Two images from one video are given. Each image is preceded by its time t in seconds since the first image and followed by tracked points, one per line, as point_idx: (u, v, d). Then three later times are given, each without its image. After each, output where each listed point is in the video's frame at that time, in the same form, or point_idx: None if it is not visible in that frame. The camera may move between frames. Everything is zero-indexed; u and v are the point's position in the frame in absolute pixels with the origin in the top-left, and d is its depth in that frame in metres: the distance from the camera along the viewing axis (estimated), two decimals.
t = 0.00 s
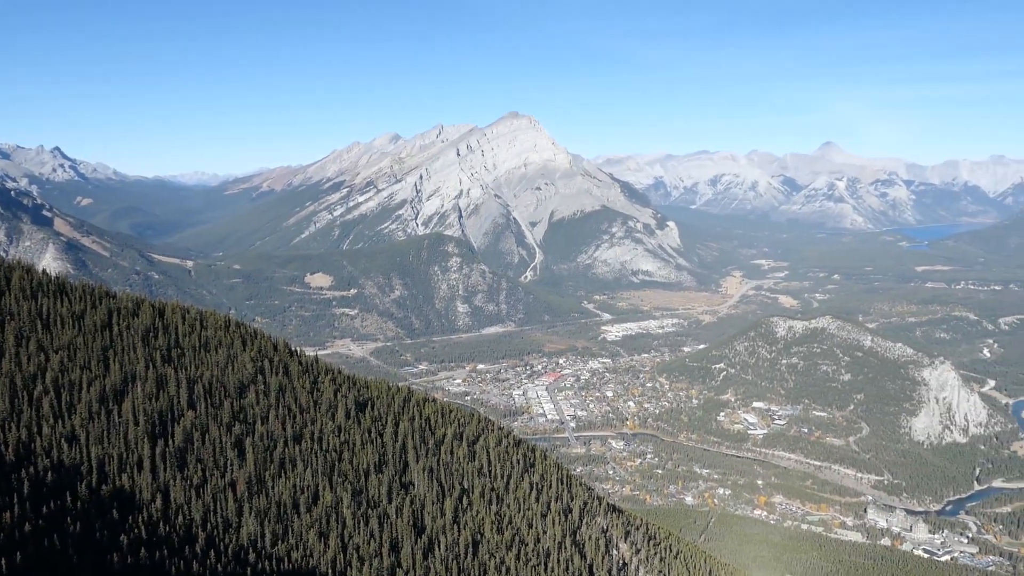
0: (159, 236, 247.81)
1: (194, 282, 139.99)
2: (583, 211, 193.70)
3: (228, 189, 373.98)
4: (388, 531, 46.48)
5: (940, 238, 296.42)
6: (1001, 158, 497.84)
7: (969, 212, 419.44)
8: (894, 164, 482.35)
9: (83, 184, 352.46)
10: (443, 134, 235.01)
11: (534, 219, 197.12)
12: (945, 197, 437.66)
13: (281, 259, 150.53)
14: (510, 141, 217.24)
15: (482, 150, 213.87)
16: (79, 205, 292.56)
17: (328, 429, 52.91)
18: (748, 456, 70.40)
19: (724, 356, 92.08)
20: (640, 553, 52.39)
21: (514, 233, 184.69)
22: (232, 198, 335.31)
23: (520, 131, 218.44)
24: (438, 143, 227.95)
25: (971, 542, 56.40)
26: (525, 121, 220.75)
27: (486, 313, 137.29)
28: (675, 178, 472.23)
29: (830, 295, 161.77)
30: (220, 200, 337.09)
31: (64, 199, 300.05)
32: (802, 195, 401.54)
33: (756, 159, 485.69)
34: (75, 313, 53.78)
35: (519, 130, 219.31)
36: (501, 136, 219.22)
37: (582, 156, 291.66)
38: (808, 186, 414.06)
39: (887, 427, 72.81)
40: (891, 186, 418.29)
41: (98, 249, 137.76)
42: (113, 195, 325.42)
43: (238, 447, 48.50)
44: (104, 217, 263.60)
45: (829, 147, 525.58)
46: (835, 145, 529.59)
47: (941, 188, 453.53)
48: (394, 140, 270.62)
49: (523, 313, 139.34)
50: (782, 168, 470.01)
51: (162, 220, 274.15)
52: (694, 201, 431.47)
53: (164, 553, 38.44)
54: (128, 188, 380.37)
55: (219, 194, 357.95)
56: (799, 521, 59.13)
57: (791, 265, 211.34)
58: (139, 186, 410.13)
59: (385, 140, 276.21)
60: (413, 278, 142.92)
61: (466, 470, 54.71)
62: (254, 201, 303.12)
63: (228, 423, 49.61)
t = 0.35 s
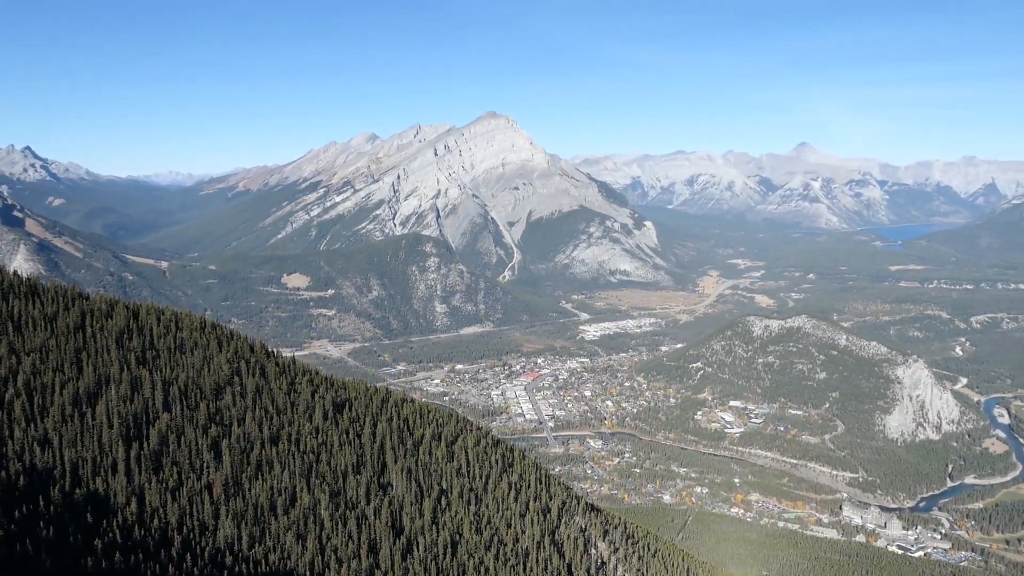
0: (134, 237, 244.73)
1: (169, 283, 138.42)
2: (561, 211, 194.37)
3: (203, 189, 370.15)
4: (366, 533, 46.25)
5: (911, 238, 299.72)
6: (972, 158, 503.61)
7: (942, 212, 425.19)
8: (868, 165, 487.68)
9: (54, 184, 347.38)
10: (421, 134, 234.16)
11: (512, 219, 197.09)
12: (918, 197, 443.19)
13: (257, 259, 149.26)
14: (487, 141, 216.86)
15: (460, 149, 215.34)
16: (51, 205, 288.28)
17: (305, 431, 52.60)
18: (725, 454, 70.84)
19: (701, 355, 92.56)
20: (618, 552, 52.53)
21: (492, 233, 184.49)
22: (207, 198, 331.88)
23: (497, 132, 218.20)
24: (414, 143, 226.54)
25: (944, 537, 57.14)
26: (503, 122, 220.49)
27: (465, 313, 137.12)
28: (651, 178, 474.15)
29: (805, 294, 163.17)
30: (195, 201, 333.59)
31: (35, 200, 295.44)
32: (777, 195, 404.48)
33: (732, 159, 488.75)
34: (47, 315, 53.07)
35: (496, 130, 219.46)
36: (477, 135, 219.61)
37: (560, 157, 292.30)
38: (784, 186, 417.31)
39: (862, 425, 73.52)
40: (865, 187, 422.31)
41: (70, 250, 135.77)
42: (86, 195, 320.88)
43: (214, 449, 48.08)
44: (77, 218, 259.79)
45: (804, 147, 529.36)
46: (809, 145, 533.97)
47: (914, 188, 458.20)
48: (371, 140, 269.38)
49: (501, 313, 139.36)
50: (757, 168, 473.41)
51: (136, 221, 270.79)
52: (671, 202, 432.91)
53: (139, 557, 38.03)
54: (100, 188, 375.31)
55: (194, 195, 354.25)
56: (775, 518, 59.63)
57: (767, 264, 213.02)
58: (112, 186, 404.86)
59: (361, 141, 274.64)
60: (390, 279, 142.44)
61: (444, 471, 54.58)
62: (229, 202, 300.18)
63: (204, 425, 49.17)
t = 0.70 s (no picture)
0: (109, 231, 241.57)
1: (144, 277, 136.88)
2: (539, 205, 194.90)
3: (179, 183, 365.93)
4: (345, 527, 46.07)
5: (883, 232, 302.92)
6: (944, 154, 508.45)
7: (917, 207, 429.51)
8: (844, 160, 490.99)
9: (26, 177, 342.05)
10: (399, 128, 232.05)
11: (490, 213, 196.81)
12: (893, 192, 447.35)
13: (234, 254, 147.91)
14: (465, 136, 216.15)
15: (439, 143, 212.35)
16: (24, 199, 283.70)
17: (282, 426, 52.30)
18: (703, 447, 71.29)
19: (679, 348, 92.98)
20: (596, 544, 52.70)
21: (470, 227, 184.08)
22: (183, 192, 328.17)
23: (475, 125, 217.76)
24: (392, 137, 223.89)
25: (917, 528, 57.88)
26: (481, 115, 220.03)
27: (443, 307, 136.99)
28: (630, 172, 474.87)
29: (782, 288, 164.35)
30: (171, 195, 330.06)
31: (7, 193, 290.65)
32: (753, 190, 406.54)
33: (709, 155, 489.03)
34: (20, 309, 52.38)
35: (475, 124, 218.77)
36: (455, 129, 217.96)
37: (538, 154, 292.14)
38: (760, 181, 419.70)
39: (837, 417, 74.19)
40: (840, 182, 426.38)
41: (43, 243, 133.82)
42: (59, 188, 316.05)
43: (191, 444, 47.70)
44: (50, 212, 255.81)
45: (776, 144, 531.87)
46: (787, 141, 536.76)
47: (888, 183, 462.33)
48: (349, 133, 268.12)
49: (479, 308, 139.43)
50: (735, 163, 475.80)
51: (110, 215, 267.25)
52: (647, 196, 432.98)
53: (115, 553, 37.68)
54: (74, 181, 369.89)
55: (169, 189, 350.14)
56: (752, 510, 60.13)
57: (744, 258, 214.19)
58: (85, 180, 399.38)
59: (338, 134, 273.10)
60: (368, 273, 141.97)
61: (423, 465, 54.48)
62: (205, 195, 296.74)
63: (180, 420, 48.73)
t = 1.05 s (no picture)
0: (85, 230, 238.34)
1: (121, 277, 135.20)
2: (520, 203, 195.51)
3: (155, 181, 361.76)
4: (326, 528, 45.85)
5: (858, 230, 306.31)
6: (921, 152, 513.95)
7: (893, 205, 434.29)
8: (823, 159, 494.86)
9: None
10: (379, 126, 230.66)
11: (471, 212, 196.53)
12: (870, 189, 451.80)
13: (212, 253, 146.43)
14: (446, 134, 215.06)
15: (419, 142, 211.50)
16: None
17: (263, 426, 51.95)
18: (684, 444, 71.64)
19: (660, 346, 93.33)
20: (579, 543, 52.75)
21: (451, 226, 183.79)
22: (161, 190, 324.67)
23: (456, 124, 216.98)
24: (371, 135, 222.29)
25: (896, 522, 58.48)
26: (462, 114, 219.44)
27: (424, 307, 136.76)
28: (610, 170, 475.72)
29: (762, 285, 165.53)
30: (148, 193, 326.47)
31: None
32: (733, 187, 408.90)
33: (689, 154, 491.29)
34: None
35: (456, 123, 218.24)
36: (436, 128, 217.25)
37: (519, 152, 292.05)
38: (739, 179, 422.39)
39: (816, 414, 74.83)
40: (818, 181, 430.77)
41: (17, 243, 131.73)
42: (33, 187, 311.17)
43: (170, 446, 47.27)
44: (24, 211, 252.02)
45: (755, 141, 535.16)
46: (766, 140, 540.13)
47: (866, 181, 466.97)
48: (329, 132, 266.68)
49: (460, 307, 139.38)
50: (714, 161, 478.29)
51: (86, 214, 263.75)
52: (626, 194, 433.79)
53: (93, 557, 37.30)
54: (47, 180, 364.42)
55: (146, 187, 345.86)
56: (732, 506, 60.53)
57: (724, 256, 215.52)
58: (59, 178, 393.59)
59: (317, 132, 271.59)
60: (349, 272, 141.21)
61: (405, 464, 54.35)
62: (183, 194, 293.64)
63: (159, 421, 48.29)
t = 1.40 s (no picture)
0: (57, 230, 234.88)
1: (94, 276, 133.29)
2: (497, 202, 195.81)
3: (129, 180, 357.34)
4: (303, 529, 45.54)
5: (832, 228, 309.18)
6: (893, 150, 519.51)
7: (866, 203, 438.89)
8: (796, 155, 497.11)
9: None
10: (355, 125, 228.38)
11: (448, 211, 196.17)
12: (844, 188, 456.16)
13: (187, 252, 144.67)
14: (423, 133, 213.29)
15: (395, 141, 208.69)
16: None
17: (239, 427, 51.48)
18: (661, 441, 71.92)
19: (637, 344, 93.55)
20: (557, 540, 52.74)
21: (429, 224, 183.53)
22: (135, 189, 321.00)
23: (433, 123, 215.37)
24: (348, 134, 221.03)
25: (870, 517, 59.05)
26: (439, 113, 218.09)
27: (402, 306, 136.48)
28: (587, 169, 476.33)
29: (738, 283, 166.77)
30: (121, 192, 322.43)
31: None
32: (709, 186, 411.02)
33: (664, 151, 493.90)
34: None
35: (433, 121, 216.39)
36: (412, 126, 215.07)
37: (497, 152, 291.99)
38: (715, 177, 424.88)
39: (792, 411, 75.40)
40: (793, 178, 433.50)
41: None
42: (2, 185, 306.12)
43: (144, 446, 46.74)
44: None
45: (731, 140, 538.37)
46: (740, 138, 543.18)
47: (839, 179, 471.46)
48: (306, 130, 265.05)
49: (438, 305, 139.29)
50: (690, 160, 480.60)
51: (59, 213, 260.03)
52: (604, 193, 434.49)
53: (65, 559, 36.81)
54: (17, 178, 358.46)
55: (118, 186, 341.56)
56: (709, 503, 60.82)
57: (700, 254, 216.80)
58: (28, 176, 387.42)
59: (294, 131, 269.60)
60: (326, 271, 140.31)
61: (382, 464, 54.10)
62: (158, 194, 290.66)
63: (133, 422, 47.75)
